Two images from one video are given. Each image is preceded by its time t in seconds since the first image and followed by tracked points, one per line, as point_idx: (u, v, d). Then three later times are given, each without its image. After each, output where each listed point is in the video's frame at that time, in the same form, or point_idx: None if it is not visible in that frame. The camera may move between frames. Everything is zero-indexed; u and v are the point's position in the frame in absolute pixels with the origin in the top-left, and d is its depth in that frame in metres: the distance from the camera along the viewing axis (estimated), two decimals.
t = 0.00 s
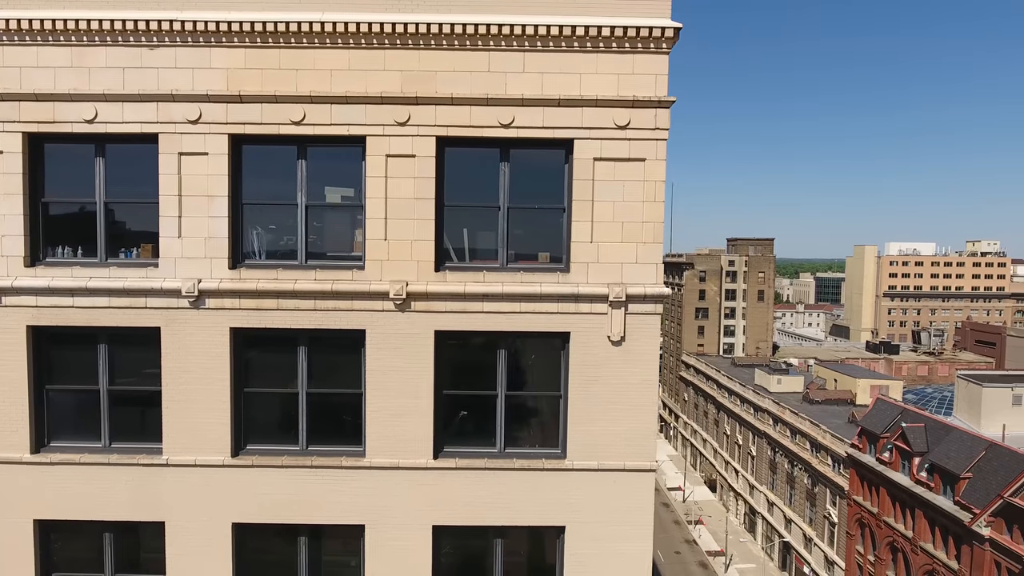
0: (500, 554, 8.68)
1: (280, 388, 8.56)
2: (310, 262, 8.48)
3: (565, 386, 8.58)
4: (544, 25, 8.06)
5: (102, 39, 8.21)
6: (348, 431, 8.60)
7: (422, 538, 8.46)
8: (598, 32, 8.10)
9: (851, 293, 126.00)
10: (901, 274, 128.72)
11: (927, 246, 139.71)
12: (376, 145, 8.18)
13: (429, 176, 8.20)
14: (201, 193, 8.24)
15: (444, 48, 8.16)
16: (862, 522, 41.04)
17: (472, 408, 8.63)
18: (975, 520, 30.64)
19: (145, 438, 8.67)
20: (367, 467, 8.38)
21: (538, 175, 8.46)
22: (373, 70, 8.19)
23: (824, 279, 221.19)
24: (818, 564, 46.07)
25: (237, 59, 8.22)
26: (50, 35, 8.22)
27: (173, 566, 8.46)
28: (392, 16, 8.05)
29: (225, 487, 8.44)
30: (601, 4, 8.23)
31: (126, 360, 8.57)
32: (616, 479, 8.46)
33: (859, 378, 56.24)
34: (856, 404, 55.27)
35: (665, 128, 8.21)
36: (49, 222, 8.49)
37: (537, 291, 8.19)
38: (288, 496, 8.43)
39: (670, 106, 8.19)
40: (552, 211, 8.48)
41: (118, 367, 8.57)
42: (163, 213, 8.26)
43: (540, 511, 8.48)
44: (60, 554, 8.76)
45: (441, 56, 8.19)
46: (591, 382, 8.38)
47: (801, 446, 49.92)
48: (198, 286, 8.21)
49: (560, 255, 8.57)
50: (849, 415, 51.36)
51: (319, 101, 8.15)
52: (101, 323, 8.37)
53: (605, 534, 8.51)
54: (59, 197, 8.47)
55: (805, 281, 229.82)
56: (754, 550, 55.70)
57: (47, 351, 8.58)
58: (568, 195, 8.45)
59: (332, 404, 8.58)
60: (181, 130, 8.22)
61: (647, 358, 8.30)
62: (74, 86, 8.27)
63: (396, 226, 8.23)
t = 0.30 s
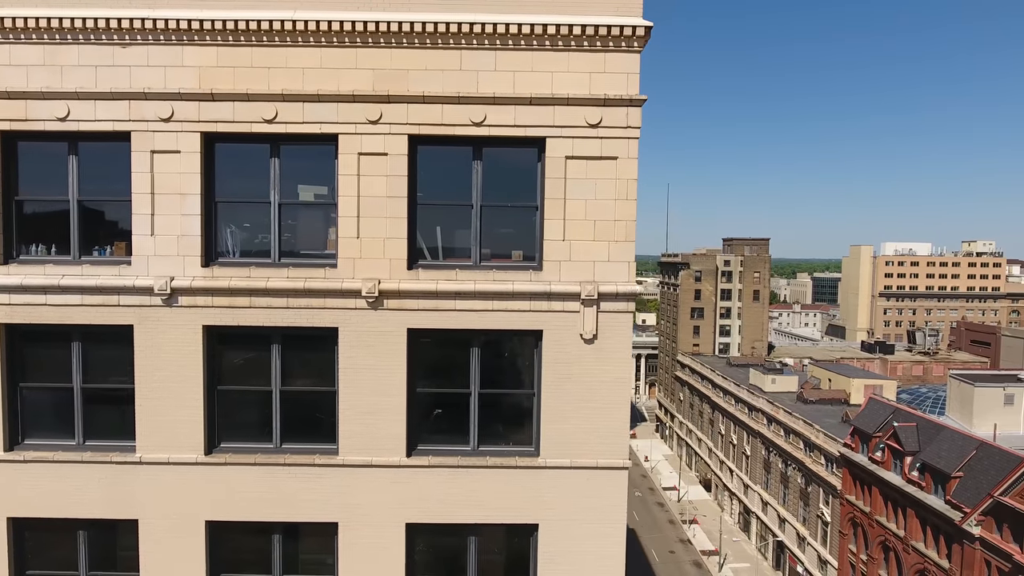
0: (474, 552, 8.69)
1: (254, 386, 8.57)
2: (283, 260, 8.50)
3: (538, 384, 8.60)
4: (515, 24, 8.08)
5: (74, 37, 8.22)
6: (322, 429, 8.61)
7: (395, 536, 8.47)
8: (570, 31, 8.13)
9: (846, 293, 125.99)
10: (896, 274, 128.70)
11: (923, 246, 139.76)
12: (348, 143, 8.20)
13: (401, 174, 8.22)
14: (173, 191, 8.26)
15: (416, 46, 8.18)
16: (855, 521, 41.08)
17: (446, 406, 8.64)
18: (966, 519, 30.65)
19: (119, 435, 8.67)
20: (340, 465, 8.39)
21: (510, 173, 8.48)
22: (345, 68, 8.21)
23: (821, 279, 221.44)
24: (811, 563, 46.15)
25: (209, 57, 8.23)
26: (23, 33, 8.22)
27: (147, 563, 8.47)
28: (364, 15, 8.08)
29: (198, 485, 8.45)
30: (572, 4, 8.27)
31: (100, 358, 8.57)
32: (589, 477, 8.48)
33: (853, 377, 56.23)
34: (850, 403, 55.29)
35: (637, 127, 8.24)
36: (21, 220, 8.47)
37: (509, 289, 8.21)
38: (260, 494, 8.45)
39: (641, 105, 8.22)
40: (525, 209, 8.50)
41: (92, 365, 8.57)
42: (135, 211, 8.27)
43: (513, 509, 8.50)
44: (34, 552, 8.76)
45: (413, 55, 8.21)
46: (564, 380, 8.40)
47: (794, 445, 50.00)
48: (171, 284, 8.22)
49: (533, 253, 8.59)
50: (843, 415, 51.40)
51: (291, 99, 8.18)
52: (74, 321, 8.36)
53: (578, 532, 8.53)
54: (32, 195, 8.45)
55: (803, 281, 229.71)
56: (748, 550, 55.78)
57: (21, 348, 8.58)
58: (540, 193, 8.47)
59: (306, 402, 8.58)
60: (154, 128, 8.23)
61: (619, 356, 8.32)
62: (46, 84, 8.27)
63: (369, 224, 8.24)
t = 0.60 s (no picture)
0: (454, 552, 8.65)
1: (232, 385, 8.53)
2: (261, 259, 8.47)
3: (516, 383, 8.58)
4: (493, 22, 8.06)
5: (50, 35, 8.18)
6: (300, 429, 8.58)
7: (373, 537, 8.43)
8: (547, 29, 8.10)
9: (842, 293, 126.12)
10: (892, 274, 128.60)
11: (918, 246, 139.76)
12: (325, 141, 8.18)
13: (379, 172, 8.20)
14: (149, 190, 8.22)
15: (394, 44, 8.16)
16: (849, 520, 41.09)
17: (425, 405, 8.61)
18: (958, 518, 30.60)
19: (96, 435, 8.63)
20: (318, 464, 8.36)
21: (489, 171, 8.45)
22: (323, 66, 8.19)
23: (818, 280, 221.42)
24: (806, 563, 46.17)
25: (186, 55, 8.21)
26: None
27: (123, 563, 8.43)
28: (340, 13, 8.05)
29: (175, 485, 8.41)
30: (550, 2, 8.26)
31: (77, 357, 8.52)
32: (568, 477, 8.46)
33: (848, 377, 56.20)
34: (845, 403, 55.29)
35: (615, 125, 8.22)
36: None
37: (487, 287, 8.19)
38: (238, 493, 8.41)
39: (619, 104, 8.20)
40: (504, 208, 8.48)
41: (69, 364, 8.52)
42: (111, 210, 8.24)
43: (492, 508, 8.47)
44: (11, 552, 8.71)
45: (391, 53, 8.18)
46: (542, 379, 8.37)
47: (789, 445, 50.02)
48: (147, 283, 8.18)
49: (512, 252, 8.57)
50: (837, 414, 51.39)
51: (268, 98, 8.16)
52: (50, 320, 8.31)
53: (557, 531, 8.50)
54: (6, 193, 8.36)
55: (799, 282, 230.19)
56: (743, 550, 55.78)
57: None
58: (519, 192, 8.44)
59: (284, 402, 8.55)
60: (130, 126, 8.19)
61: (598, 355, 8.29)
62: (22, 82, 8.22)
63: (346, 222, 8.21)
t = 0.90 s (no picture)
0: (436, 554, 8.58)
1: (212, 386, 8.46)
2: (241, 258, 8.39)
3: (499, 384, 8.51)
4: (474, 20, 8.00)
5: (28, 32, 8.10)
6: (280, 430, 8.51)
7: (354, 539, 8.36)
8: (529, 27, 8.04)
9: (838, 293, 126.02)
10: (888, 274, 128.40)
11: (913, 246, 139.71)
12: (305, 140, 8.12)
13: (360, 171, 8.14)
14: (128, 189, 8.14)
15: (375, 42, 8.09)
16: (843, 520, 41.07)
17: (407, 406, 8.55)
18: (951, 518, 30.53)
19: (75, 436, 8.56)
20: (299, 466, 8.29)
21: (471, 170, 8.39)
22: (303, 65, 8.13)
23: (814, 279, 221.48)
24: (801, 563, 46.16)
25: (164, 52, 8.14)
26: None
27: (102, 565, 8.35)
28: (321, 11, 7.99)
29: (154, 487, 8.34)
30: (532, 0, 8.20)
31: (55, 357, 8.43)
32: (551, 478, 8.39)
33: (843, 377, 56.16)
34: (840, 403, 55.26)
35: (597, 124, 8.17)
36: None
37: (468, 288, 8.13)
38: (218, 495, 8.35)
39: (602, 102, 8.14)
40: (486, 207, 8.41)
41: (47, 365, 8.43)
42: (89, 209, 8.16)
43: (474, 510, 8.41)
44: None
45: (372, 51, 8.12)
46: (524, 380, 8.30)
47: (784, 445, 50.02)
48: (125, 282, 8.11)
49: (494, 252, 8.50)
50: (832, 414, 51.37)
51: (247, 96, 8.09)
52: (27, 320, 8.23)
53: (540, 533, 8.43)
54: None
55: (795, 281, 230.36)
56: (738, 550, 55.75)
57: None
58: (501, 191, 8.38)
59: (265, 403, 8.47)
60: (108, 124, 8.12)
61: (581, 355, 8.23)
62: None
63: (326, 222, 8.15)
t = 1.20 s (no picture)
0: (417, 558, 8.49)
1: (191, 388, 8.37)
2: (219, 259, 8.29)
3: (480, 386, 8.43)
4: (454, 18, 7.91)
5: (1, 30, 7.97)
6: (260, 432, 8.42)
7: (334, 543, 8.27)
8: (510, 25, 7.96)
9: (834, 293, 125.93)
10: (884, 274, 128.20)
11: (909, 247, 139.62)
12: (284, 140, 8.04)
13: (339, 171, 8.05)
14: (104, 189, 8.04)
15: (354, 41, 8.00)
16: (838, 521, 41.02)
17: (388, 408, 8.46)
18: (945, 519, 30.47)
19: (52, 440, 8.46)
20: (278, 469, 8.20)
21: (453, 170, 8.30)
22: (282, 64, 8.04)
23: (812, 279, 221.24)
24: (796, 564, 46.13)
25: (141, 51, 8.04)
26: None
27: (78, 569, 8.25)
28: (299, 9, 7.90)
29: (131, 491, 8.25)
30: None
31: (30, 359, 8.31)
32: (533, 481, 8.32)
33: (838, 377, 56.12)
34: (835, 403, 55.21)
35: (580, 124, 8.09)
36: None
37: (449, 289, 8.04)
38: (196, 499, 8.25)
39: (584, 102, 8.06)
40: (468, 207, 8.32)
41: (23, 367, 8.32)
42: (65, 209, 8.05)
43: (454, 514, 8.33)
44: None
45: (352, 49, 8.03)
46: (506, 382, 8.22)
47: (779, 445, 50.02)
48: (102, 284, 8.01)
49: (476, 253, 8.42)
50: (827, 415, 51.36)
51: (225, 95, 8.00)
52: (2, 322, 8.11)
53: (521, 537, 8.35)
54: None
55: (792, 281, 230.60)
56: (734, 550, 55.72)
57: None
58: (483, 191, 8.29)
59: (244, 405, 8.38)
60: (84, 124, 8.01)
61: (562, 357, 8.17)
62: None
63: (305, 223, 8.06)
